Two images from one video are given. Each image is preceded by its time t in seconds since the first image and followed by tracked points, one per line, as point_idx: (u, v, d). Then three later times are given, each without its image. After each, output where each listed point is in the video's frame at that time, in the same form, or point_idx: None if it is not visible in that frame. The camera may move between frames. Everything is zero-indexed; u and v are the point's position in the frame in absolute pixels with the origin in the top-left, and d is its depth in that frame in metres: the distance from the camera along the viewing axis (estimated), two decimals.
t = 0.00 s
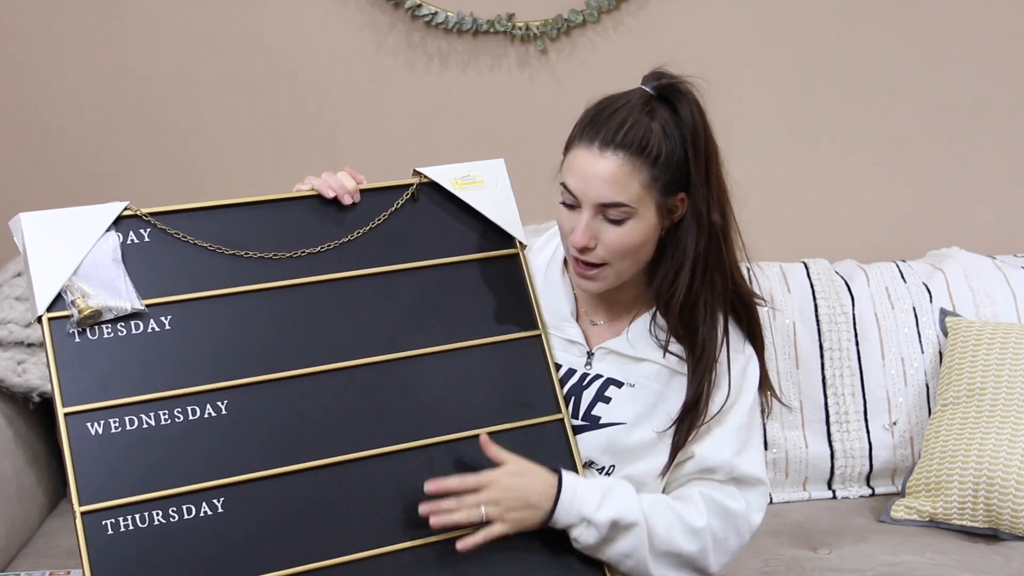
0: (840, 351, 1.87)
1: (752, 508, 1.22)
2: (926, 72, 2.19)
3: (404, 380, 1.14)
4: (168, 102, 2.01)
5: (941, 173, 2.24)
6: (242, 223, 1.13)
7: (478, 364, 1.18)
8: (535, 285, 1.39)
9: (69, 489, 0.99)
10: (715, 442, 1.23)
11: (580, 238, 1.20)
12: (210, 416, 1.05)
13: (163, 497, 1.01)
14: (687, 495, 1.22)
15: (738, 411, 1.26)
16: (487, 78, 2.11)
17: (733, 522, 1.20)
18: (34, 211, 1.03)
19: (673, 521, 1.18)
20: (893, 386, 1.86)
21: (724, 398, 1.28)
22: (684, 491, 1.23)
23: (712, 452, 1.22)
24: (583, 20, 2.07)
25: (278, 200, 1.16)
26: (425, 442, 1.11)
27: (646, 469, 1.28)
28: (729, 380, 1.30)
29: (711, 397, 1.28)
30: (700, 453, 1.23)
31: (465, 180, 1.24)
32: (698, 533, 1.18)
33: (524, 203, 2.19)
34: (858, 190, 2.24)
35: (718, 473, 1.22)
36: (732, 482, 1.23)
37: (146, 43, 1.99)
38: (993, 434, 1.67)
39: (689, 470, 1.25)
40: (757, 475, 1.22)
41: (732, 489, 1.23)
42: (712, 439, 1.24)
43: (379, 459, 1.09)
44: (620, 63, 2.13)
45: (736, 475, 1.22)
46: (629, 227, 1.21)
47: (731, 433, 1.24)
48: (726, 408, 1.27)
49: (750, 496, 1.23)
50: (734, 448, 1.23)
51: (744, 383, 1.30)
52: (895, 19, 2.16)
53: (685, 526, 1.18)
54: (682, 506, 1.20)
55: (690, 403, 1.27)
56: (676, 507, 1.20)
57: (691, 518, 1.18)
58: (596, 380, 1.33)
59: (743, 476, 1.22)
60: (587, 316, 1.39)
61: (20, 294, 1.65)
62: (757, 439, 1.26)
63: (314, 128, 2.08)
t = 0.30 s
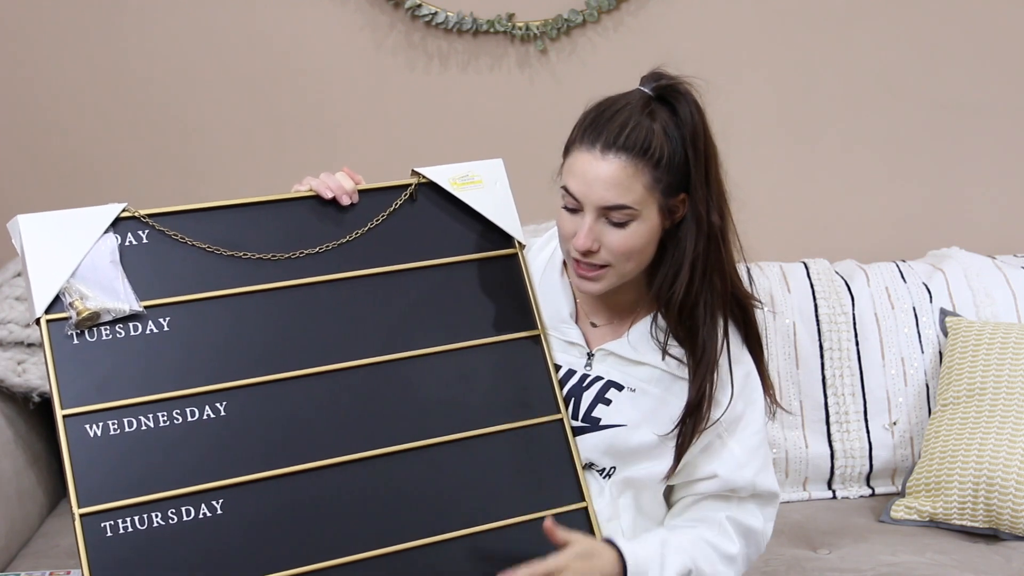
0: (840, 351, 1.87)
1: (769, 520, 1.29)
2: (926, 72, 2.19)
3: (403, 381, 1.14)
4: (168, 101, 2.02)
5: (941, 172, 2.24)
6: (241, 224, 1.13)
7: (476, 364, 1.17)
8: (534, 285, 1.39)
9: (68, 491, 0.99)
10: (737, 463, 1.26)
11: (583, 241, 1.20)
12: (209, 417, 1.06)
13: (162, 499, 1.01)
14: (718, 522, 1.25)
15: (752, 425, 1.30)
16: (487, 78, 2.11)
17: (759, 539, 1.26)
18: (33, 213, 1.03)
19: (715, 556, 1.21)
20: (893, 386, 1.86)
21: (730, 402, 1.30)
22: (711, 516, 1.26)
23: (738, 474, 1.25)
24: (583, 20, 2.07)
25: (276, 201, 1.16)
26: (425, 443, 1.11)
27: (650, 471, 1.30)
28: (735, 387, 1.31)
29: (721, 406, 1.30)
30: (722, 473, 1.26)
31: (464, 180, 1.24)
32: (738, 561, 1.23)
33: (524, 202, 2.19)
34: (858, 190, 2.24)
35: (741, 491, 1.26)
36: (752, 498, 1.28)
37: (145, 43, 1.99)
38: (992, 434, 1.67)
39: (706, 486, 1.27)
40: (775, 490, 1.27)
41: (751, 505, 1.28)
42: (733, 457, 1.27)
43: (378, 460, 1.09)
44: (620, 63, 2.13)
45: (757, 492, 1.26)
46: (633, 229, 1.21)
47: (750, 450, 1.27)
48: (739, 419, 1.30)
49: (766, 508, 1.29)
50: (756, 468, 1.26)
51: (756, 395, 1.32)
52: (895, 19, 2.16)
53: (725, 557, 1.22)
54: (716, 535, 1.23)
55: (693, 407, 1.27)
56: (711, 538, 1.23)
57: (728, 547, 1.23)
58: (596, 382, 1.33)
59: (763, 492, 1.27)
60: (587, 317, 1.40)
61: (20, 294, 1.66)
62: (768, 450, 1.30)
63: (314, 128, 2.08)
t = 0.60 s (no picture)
0: (840, 351, 1.87)
1: (771, 523, 1.28)
2: (927, 71, 2.18)
3: (401, 381, 1.14)
4: (168, 102, 2.02)
5: (942, 172, 2.23)
6: (238, 226, 1.14)
7: (475, 365, 1.17)
8: (533, 285, 1.38)
9: (66, 494, 0.99)
10: (737, 463, 1.27)
11: (588, 240, 1.20)
12: (207, 420, 1.06)
13: (160, 502, 1.02)
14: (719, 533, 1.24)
15: (752, 425, 1.30)
16: (487, 78, 2.11)
17: (761, 544, 1.26)
18: (29, 216, 1.03)
19: (716, 571, 1.20)
20: (893, 386, 1.86)
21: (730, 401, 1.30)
22: (712, 526, 1.25)
23: (738, 474, 1.26)
24: (583, 20, 2.07)
25: (273, 201, 1.16)
26: (422, 445, 1.11)
27: (651, 471, 1.30)
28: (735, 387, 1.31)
29: (722, 407, 1.30)
30: (722, 472, 1.26)
31: (462, 179, 1.23)
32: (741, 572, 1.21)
33: (523, 202, 2.20)
34: (858, 189, 2.23)
35: (741, 492, 1.27)
36: (752, 498, 1.28)
37: (145, 43, 1.99)
38: (993, 434, 1.67)
39: (706, 485, 1.28)
40: (775, 491, 1.28)
41: (752, 507, 1.28)
42: (732, 458, 1.27)
43: (377, 461, 1.09)
44: (620, 63, 2.13)
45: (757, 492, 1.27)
46: (637, 228, 1.21)
47: (751, 450, 1.28)
48: (739, 418, 1.30)
49: (767, 510, 1.29)
50: (756, 468, 1.26)
51: (758, 396, 1.32)
52: (896, 18, 2.15)
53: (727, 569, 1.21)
54: (717, 546, 1.23)
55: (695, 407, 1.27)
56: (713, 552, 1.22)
57: (729, 558, 1.22)
58: (596, 382, 1.33)
59: (763, 493, 1.27)
60: (587, 316, 1.40)
61: (20, 294, 1.67)
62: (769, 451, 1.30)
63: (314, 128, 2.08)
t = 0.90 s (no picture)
0: (840, 351, 1.87)
1: (767, 518, 1.30)
2: (928, 71, 2.18)
3: (399, 382, 1.14)
4: (168, 102, 2.02)
5: (942, 171, 2.23)
6: (235, 226, 1.14)
7: (474, 364, 1.17)
8: (532, 282, 1.38)
9: (64, 499, 0.99)
10: (735, 456, 1.28)
11: (616, 206, 1.19)
12: (204, 422, 1.06)
13: (158, 506, 1.02)
14: (717, 537, 1.26)
15: (750, 417, 1.31)
16: (487, 78, 2.11)
17: (757, 540, 1.28)
18: (26, 218, 1.04)
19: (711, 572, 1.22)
20: (894, 386, 1.86)
21: (727, 392, 1.31)
22: (710, 526, 1.26)
23: (737, 467, 1.27)
24: (583, 20, 2.07)
25: (271, 200, 1.16)
26: (420, 445, 1.11)
27: (652, 470, 1.30)
28: (732, 377, 1.32)
29: (719, 397, 1.30)
30: (719, 464, 1.27)
31: (461, 176, 1.23)
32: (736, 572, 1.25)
33: (523, 202, 2.20)
34: (858, 189, 2.23)
35: (738, 484, 1.28)
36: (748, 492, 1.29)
37: (145, 44, 1.99)
38: (993, 434, 1.67)
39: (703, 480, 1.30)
40: (772, 484, 1.29)
41: (747, 502, 1.30)
42: (730, 450, 1.28)
43: (375, 462, 1.09)
44: (620, 63, 2.13)
45: (754, 486, 1.28)
46: (658, 195, 1.22)
47: (748, 443, 1.29)
48: (738, 410, 1.31)
49: (763, 504, 1.31)
50: (754, 461, 1.27)
51: (756, 380, 1.34)
52: (897, 17, 2.15)
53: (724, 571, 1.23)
54: (713, 549, 1.24)
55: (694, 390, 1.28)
56: (710, 557, 1.24)
57: (724, 560, 1.24)
58: (597, 380, 1.32)
59: (760, 486, 1.28)
60: (587, 312, 1.39)
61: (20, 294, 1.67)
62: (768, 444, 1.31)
63: (314, 128, 2.08)
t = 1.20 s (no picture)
0: (840, 351, 1.87)
1: (762, 517, 1.30)
2: (929, 71, 2.18)
3: (398, 382, 1.13)
4: (168, 102, 2.02)
5: (942, 171, 2.23)
6: (234, 227, 1.14)
7: (474, 364, 1.17)
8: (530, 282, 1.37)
9: (64, 500, 1.00)
10: (730, 454, 1.29)
11: (609, 201, 1.20)
12: (204, 422, 1.06)
13: (157, 506, 1.02)
14: (715, 538, 1.26)
15: (744, 417, 1.32)
16: (487, 78, 2.11)
17: (752, 540, 1.29)
18: (26, 219, 1.04)
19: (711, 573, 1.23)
20: (893, 386, 1.86)
21: (722, 391, 1.31)
22: (705, 526, 1.27)
23: (731, 465, 1.28)
24: (583, 20, 2.07)
25: (270, 202, 1.16)
26: (419, 445, 1.11)
27: (651, 469, 1.30)
28: (726, 373, 1.33)
29: (713, 395, 1.30)
30: (714, 463, 1.28)
31: (459, 178, 1.23)
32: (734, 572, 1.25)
33: (523, 202, 2.20)
34: (858, 188, 2.23)
35: (732, 483, 1.29)
36: (743, 490, 1.30)
37: (145, 44, 1.99)
38: (993, 434, 1.67)
39: (698, 479, 1.30)
40: (767, 484, 1.30)
41: (741, 501, 1.31)
42: (725, 448, 1.29)
43: (375, 462, 1.09)
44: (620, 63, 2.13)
45: (748, 484, 1.29)
46: (650, 189, 1.23)
47: (743, 442, 1.30)
48: (733, 409, 1.32)
49: (758, 504, 1.31)
50: (748, 459, 1.29)
51: (751, 375, 1.35)
52: (897, 17, 2.15)
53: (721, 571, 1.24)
54: (709, 549, 1.25)
55: (687, 382, 1.29)
56: (709, 558, 1.24)
57: (723, 560, 1.25)
58: (595, 380, 1.32)
59: (755, 485, 1.30)
60: (586, 311, 1.39)
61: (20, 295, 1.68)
62: (762, 442, 1.32)
63: (314, 128, 2.08)
